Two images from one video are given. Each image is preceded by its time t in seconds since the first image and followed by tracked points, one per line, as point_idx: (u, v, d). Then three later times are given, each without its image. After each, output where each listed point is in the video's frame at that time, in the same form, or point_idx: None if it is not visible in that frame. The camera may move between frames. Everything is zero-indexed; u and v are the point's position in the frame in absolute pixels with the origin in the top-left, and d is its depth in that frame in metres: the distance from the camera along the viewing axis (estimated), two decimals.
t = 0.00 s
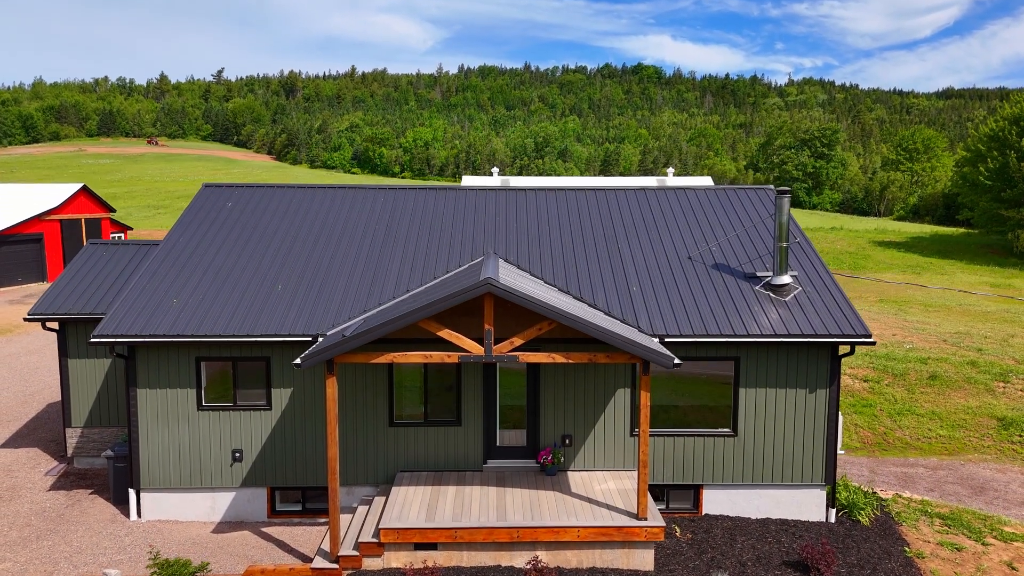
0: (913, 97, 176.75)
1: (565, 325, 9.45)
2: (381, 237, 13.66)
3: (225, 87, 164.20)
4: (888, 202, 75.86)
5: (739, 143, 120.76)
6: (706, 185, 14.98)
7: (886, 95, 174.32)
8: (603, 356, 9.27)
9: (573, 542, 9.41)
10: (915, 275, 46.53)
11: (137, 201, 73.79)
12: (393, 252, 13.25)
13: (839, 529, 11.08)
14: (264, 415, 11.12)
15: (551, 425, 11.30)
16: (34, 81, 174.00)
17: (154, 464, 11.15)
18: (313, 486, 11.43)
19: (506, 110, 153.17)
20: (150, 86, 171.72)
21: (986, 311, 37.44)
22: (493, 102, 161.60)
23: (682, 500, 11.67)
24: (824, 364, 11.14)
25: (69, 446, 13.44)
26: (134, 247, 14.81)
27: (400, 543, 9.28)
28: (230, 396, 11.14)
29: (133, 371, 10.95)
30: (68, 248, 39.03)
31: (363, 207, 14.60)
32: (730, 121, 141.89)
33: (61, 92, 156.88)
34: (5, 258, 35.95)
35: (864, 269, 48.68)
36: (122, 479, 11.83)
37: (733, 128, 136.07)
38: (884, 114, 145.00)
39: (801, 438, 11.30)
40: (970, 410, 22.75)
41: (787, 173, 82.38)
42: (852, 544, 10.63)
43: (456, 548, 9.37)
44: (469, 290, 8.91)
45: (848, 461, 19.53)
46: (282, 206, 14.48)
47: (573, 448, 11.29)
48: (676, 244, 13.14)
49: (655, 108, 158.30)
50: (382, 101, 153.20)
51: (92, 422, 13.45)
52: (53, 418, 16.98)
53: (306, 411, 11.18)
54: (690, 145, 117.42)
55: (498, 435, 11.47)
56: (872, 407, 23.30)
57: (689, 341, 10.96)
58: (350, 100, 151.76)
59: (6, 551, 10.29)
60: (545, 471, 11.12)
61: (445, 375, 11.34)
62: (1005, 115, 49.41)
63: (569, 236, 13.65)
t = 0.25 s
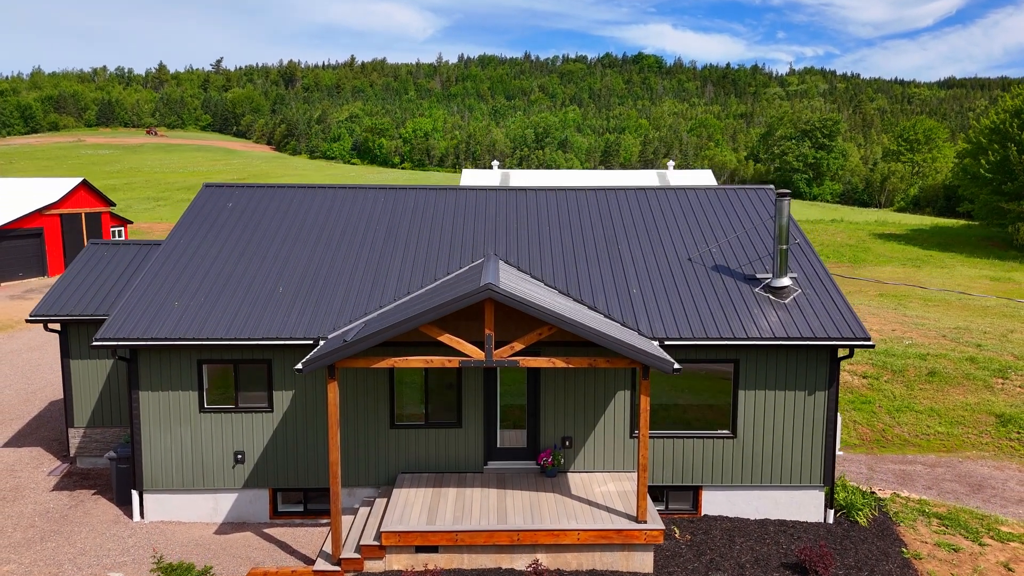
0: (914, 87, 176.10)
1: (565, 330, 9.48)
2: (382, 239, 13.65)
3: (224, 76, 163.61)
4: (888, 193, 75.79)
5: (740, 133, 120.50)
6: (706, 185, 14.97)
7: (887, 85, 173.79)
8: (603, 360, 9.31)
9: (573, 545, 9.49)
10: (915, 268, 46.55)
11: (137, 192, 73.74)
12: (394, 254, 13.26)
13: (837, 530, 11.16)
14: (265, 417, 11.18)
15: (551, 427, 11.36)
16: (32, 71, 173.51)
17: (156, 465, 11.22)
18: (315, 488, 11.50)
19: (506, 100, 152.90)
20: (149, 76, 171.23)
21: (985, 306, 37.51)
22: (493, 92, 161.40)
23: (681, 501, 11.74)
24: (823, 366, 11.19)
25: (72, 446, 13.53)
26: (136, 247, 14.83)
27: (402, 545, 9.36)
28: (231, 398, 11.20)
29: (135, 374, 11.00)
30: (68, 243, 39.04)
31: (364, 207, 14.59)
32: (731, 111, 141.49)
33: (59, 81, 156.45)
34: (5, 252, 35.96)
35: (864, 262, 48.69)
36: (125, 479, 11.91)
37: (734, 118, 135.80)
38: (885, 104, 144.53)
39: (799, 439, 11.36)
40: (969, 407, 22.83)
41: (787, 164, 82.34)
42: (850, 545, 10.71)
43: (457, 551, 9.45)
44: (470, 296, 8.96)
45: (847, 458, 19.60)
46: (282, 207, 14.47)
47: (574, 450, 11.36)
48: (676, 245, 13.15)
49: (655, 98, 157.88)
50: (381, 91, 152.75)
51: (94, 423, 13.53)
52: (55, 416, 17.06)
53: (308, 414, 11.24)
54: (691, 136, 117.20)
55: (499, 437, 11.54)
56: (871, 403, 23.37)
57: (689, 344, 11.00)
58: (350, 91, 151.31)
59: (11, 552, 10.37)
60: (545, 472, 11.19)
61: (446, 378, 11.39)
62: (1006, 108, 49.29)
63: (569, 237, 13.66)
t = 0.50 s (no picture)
0: (916, 76, 175.34)
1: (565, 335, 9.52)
2: (382, 240, 13.65)
3: (223, 65, 163.01)
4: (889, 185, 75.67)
5: (741, 123, 120.19)
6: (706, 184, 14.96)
7: (889, 74, 173.15)
8: (603, 366, 9.36)
9: (573, 548, 9.58)
10: (915, 261, 46.55)
11: (136, 183, 73.69)
12: (395, 254, 13.26)
13: (835, 531, 11.25)
14: (267, 419, 11.24)
15: (552, 429, 11.42)
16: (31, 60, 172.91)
17: (159, 467, 11.29)
18: (317, 489, 11.57)
19: (506, 89, 152.51)
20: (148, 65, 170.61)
21: (985, 300, 37.58)
22: (493, 81, 161.01)
23: (681, 502, 11.81)
24: (823, 369, 11.24)
25: (75, 446, 13.62)
26: (137, 248, 14.86)
27: (403, 549, 9.44)
28: (234, 400, 11.26)
29: (138, 377, 11.06)
30: (69, 238, 39.04)
31: (364, 208, 14.59)
32: (732, 101, 141.04)
33: (58, 71, 155.92)
34: (6, 247, 35.99)
35: (864, 255, 48.69)
36: (128, 480, 11.99)
37: (735, 108, 135.45)
38: (887, 94, 144.04)
39: (798, 441, 11.43)
40: (967, 404, 22.92)
41: (788, 155, 82.25)
42: (848, 547, 10.79)
43: (458, 554, 9.54)
44: (470, 302, 9.00)
45: (846, 455, 19.69)
46: (283, 207, 14.47)
47: (574, 452, 11.43)
48: (676, 246, 13.16)
49: (656, 87, 157.31)
50: (381, 81, 152.22)
51: (97, 423, 13.61)
52: (58, 415, 17.15)
53: (309, 416, 11.30)
54: (691, 126, 116.92)
55: (499, 439, 11.61)
56: (870, 400, 23.45)
57: (688, 347, 11.05)
58: (349, 81, 150.74)
59: (16, 554, 10.47)
60: (545, 474, 11.26)
61: (447, 381, 11.45)
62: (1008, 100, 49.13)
63: (570, 237, 13.67)
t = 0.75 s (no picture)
0: (917, 65, 174.60)
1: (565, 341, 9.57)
2: (383, 242, 13.66)
3: (221, 55, 162.41)
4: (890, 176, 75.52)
5: (741, 114, 119.81)
6: (706, 185, 14.94)
7: (890, 64, 172.45)
8: (603, 371, 9.40)
9: (573, 552, 9.65)
10: (915, 255, 46.53)
11: (135, 175, 73.60)
12: (395, 256, 13.27)
13: (833, 533, 11.33)
14: (270, 422, 11.30)
15: (552, 432, 11.49)
16: (29, 50, 172.66)
17: (161, 470, 11.36)
18: (319, 492, 11.65)
19: (506, 79, 152.08)
20: (147, 55, 170.22)
21: (984, 295, 37.63)
22: (493, 71, 160.52)
23: (680, 504, 11.88)
24: (822, 372, 11.29)
25: (78, 448, 13.70)
26: (138, 249, 14.87)
27: (404, 552, 9.52)
28: (236, 404, 11.32)
29: (140, 381, 11.11)
30: (69, 233, 39.01)
31: (364, 209, 14.58)
32: (732, 91, 140.58)
33: (56, 61, 155.46)
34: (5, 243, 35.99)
35: (864, 249, 48.69)
36: (130, 482, 12.06)
37: (735, 98, 135.08)
38: (888, 84, 143.57)
39: (797, 444, 11.49)
40: (965, 401, 23.00)
41: (788, 146, 82.11)
42: (845, 549, 10.88)
43: (460, 557, 9.62)
44: (471, 308, 9.04)
45: (845, 454, 19.77)
46: (284, 209, 14.47)
47: (574, 455, 11.50)
48: (676, 248, 13.17)
49: (656, 77, 156.79)
50: (380, 71, 151.71)
51: (99, 424, 13.67)
52: (61, 415, 17.21)
53: (311, 419, 11.35)
54: (692, 116, 116.58)
55: (500, 441, 11.67)
56: (869, 397, 23.51)
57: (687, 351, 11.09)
58: (348, 71, 150.27)
59: (21, 557, 10.54)
60: (546, 477, 11.33)
61: (448, 384, 11.49)
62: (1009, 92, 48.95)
63: (570, 238, 13.67)
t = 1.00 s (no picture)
0: (919, 55, 173.82)
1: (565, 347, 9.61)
2: (384, 244, 13.69)
3: (220, 45, 161.83)
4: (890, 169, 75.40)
5: (742, 104, 119.41)
6: (706, 187, 14.95)
7: (892, 53, 171.75)
8: (603, 378, 9.44)
9: (573, 556, 9.74)
10: (915, 249, 46.52)
11: (135, 167, 73.52)
12: (395, 259, 13.30)
13: (831, 535, 11.42)
14: (271, 426, 11.37)
15: (552, 436, 11.56)
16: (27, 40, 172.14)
17: (164, 474, 11.44)
18: (320, 494, 11.73)
19: (506, 70, 151.64)
20: (146, 45, 169.60)
21: (984, 290, 37.65)
22: (493, 61, 160.11)
23: (679, 506, 11.96)
24: (821, 376, 11.34)
25: (81, 449, 13.77)
26: (139, 250, 14.88)
27: (405, 557, 9.61)
28: (238, 407, 11.39)
29: (142, 385, 11.17)
30: (69, 228, 39.03)
31: (364, 211, 14.60)
32: (734, 81, 140.10)
33: (55, 51, 154.93)
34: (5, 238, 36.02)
35: (865, 242, 48.66)
36: (133, 485, 12.13)
37: (736, 88, 134.72)
38: (889, 74, 143.05)
39: (796, 447, 11.56)
40: (964, 398, 23.07)
41: (789, 137, 82.00)
42: (843, 552, 10.96)
43: (460, 561, 9.71)
44: (472, 316, 9.09)
45: (843, 452, 19.85)
46: (284, 211, 14.48)
47: (574, 458, 11.57)
48: (675, 250, 13.20)
49: (656, 67, 156.23)
50: (380, 62, 151.14)
51: (102, 426, 13.75)
52: (63, 414, 17.30)
53: (313, 422, 11.42)
54: (692, 107, 116.26)
55: (500, 445, 11.75)
56: (868, 394, 23.58)
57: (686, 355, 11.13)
58: (347, 61, 149.74)
59: (25, 559, 10.64)
60: (546, 480, 11.40)
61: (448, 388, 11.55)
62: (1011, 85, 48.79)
63: (570, 240, 13.69)
